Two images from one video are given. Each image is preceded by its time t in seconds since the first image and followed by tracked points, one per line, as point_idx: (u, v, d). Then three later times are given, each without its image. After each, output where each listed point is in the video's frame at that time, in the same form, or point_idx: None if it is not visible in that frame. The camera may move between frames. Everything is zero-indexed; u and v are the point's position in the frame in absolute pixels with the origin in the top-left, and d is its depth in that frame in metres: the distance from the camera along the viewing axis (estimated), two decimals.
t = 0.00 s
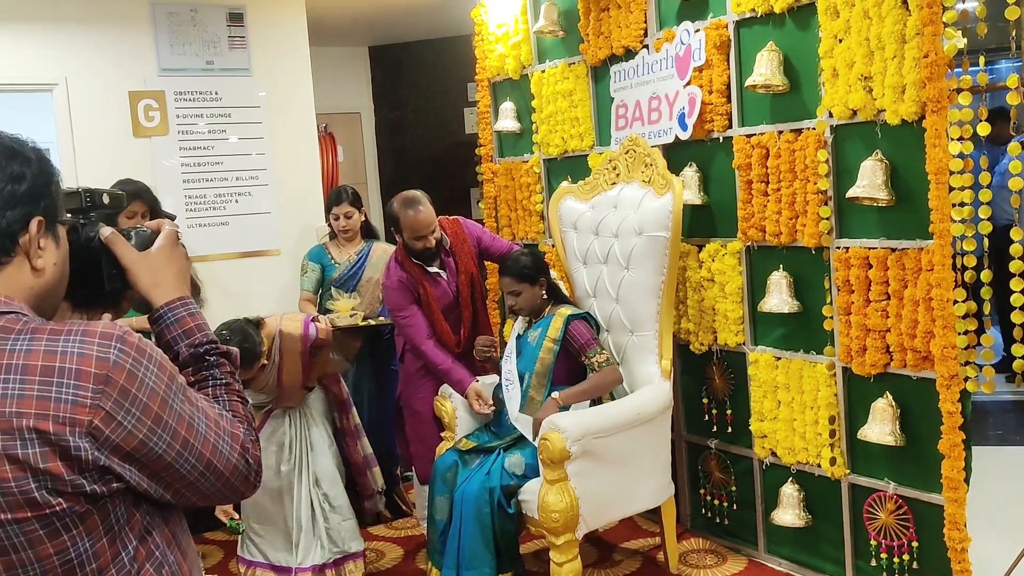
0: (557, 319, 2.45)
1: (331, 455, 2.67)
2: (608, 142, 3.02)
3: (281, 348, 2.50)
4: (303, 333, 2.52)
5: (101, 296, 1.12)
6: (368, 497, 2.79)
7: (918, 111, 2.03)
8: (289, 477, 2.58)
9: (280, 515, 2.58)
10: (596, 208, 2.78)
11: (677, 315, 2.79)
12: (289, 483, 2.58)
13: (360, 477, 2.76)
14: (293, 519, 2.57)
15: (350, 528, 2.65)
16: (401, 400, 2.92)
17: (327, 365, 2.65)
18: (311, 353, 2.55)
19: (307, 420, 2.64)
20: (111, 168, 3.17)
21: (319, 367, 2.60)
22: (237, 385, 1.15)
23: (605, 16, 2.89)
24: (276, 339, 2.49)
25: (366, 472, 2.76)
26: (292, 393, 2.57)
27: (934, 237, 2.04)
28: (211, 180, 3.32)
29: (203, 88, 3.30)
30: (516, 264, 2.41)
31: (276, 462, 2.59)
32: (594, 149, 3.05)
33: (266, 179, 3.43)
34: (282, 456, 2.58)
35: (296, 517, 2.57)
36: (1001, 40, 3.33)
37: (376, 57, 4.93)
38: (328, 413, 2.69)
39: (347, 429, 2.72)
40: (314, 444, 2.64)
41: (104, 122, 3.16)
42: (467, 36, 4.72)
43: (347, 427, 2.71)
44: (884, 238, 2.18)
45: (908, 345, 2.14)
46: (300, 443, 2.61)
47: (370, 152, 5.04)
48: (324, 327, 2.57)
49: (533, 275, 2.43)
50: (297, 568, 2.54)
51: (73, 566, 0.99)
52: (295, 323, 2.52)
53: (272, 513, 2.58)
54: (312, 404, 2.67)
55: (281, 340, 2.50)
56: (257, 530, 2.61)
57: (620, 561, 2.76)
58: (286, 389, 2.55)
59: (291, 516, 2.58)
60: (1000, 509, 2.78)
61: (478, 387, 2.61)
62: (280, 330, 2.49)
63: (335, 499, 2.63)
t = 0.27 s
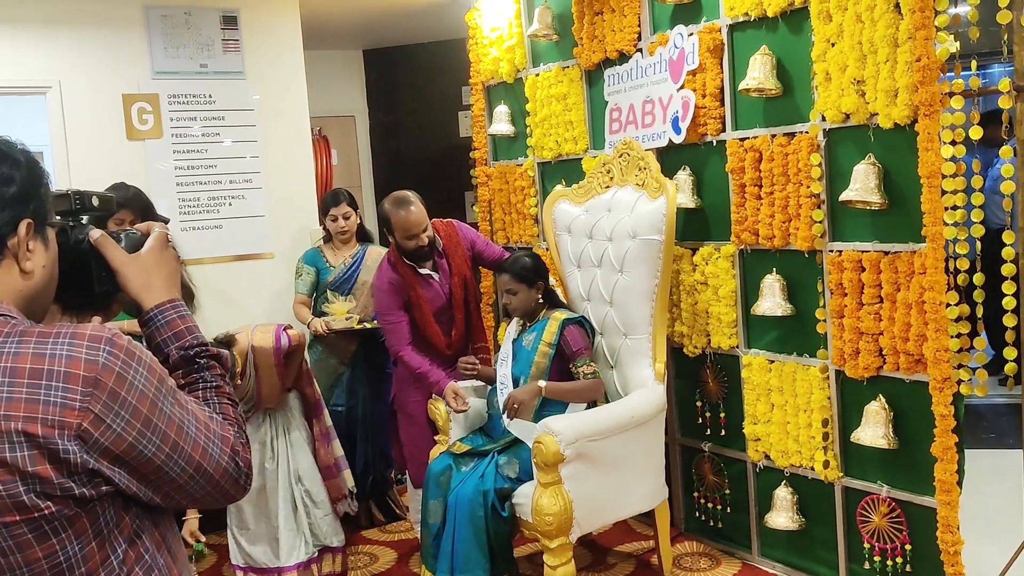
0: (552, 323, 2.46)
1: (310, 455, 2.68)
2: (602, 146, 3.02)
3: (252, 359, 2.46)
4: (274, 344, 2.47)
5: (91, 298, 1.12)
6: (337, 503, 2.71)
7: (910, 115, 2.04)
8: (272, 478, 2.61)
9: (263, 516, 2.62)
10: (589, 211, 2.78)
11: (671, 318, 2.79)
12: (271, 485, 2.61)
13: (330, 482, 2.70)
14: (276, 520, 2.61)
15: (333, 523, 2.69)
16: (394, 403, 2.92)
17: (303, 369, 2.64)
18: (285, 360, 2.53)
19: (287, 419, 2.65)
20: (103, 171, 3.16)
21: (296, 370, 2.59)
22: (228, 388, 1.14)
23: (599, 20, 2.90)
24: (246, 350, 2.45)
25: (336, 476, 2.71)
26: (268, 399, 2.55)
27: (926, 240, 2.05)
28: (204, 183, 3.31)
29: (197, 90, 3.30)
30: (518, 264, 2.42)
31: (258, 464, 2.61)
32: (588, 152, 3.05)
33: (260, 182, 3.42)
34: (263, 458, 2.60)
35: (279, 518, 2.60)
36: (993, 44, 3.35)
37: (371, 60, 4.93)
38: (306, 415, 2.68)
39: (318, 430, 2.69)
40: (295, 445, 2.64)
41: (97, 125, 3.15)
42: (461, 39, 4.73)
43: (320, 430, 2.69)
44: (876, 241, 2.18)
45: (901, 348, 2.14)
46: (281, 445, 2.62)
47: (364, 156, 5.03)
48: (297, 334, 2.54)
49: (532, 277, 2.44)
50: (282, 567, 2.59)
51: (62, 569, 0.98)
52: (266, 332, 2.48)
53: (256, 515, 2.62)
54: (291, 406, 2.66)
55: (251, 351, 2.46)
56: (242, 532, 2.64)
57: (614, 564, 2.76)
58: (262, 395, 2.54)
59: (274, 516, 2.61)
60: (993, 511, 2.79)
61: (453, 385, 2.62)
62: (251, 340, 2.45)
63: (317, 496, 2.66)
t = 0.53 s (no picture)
0: (546, 326, 2.45)
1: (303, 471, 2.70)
2: (598, 148, 3.02)
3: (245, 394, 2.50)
4: (262, 378, 2.50)
5: (88, 301, 1.11)
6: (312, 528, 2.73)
7: (906, 117, 2.04)
8: (264, 489, 2.63)
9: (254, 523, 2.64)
10: (586, 213, 2.78)
11: (667, 320, 2.79)
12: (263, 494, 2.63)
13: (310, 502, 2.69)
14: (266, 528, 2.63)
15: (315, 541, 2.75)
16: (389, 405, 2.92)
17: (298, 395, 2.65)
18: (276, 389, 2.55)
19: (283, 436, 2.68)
20: (100, 173, 3.16)
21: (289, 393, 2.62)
22: (225, 391, 1.14)
23: (596, 22, 2.90)
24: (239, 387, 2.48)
25: (315, 498, 2.69)
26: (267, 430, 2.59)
27: (922, 242, 2.05)
28: (201, 185, 3.31)
29: (193, 93, 3.29)
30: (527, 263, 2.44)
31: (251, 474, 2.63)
32: (585, 154, 3.05)
33: (256, 184, 3.42)
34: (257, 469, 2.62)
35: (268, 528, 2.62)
36: (988, 46, 3.36)
37: (367, 62, 4.93)
38: (299, 433, 2.69)
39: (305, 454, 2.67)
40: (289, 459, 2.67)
41: (94, 127, 3.14)
42: (457, 41, 4.73)
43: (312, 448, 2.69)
44: (872, 242, 2.19)
45: (897, 349, 2.14)
46: (275, 459, 2.65)
47: (360, 157, 5.03)
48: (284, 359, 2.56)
49: (534, 276, 2.45)
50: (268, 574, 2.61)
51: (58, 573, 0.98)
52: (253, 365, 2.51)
53: (247, 521, 2.63)
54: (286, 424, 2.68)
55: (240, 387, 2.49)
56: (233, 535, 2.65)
57: (610, 566, 2.76)
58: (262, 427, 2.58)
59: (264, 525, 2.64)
60: (988, 513, 2.79)
61: (429, 385, 2.69)
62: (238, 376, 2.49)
63: (305, 512, 2.70)
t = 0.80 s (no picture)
0: (548, 326, 2.46)
1: (304, 475, 2.70)
2: (597, 148, 3.02)
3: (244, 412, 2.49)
4: (252, 394, 2.49)
5: (88, 301, 1.11)
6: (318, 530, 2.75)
7: (906, 117, 2.04)
8: (266, 492, 2.62)
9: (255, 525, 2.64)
10: (585, 213, 2.78)
11: (667, 320, 2.79)
12: (264, 498, 2.62)
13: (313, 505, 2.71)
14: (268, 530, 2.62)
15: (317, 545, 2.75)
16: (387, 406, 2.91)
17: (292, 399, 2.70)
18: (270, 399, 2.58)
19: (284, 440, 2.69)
20: (99, 173, 3.16)
21: (285, 400, 2.67)
22: (225, 393, 1.14)
23: (595, 22, 2.90)
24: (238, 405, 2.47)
25: (319, 501, 2.71)
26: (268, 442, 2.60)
27: (921, 242, 2.05)
28: (200, 185, 3.31)
29: (193, 93, 3.29)
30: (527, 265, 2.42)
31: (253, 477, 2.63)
32: (584, 155, 3.05)
33: (256, 184, 3.42)
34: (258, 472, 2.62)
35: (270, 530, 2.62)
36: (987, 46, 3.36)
37: (366, 62, 4.93)
38: (300, 437, 2.70)
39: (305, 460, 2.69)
40: (291, 463, 2.67)
41: (93, 127, 3.14)
42: (457, 42, 4.73)
43: (313, 452, 2.71)
44: (872, 242, 2.19)
45: (897, 349, 2.14)
46: (277, 462, 2.65)
47: (360, 158, 5.03)
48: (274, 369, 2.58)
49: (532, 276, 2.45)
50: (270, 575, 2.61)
51: None
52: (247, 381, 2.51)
53: (249, 522, 2.62)
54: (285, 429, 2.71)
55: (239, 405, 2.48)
56: (234, 536, 2.64)
57: (610, 566, 2.76)
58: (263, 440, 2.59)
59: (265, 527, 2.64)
60: (987, 513, 2.79)
61: (421, 378, 2.71)
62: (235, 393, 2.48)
63: (306, 515, 2.71)
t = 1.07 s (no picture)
0: (554, 325, 2.45)
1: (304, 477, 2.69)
2: (598, 148, 3.02)
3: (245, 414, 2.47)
4: (249, 397, 2.48)
5: (90, 301, 1.11)
6: (318, 532, 2.73)
7: (906, 117, 2.04)
8: (266, 494, 2.62)
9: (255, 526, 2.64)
10: (586, 213, 2.78)
11: (668, 320, 2.79)
12: (264, 499, 2.62)
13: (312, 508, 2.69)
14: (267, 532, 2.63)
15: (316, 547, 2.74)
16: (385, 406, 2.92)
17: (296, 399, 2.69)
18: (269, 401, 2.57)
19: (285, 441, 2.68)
20: (100, 173, 3.16)
21: (285, 401, 2.66)
22: (227, 394, 1.14)
23: (596, 22, 2.90)
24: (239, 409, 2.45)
25: (318, 505, 2.69)
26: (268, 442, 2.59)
27: (922, 242, 2.05)
28: (201, 186, 3.31)
29: (193, 93, 3.29)
30: (516, 267, 2.41)
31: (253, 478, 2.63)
32: (585, 155, 3.05)
33: (256, 185, 3.42)
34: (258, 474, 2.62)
35: (269, 532, 2.63)
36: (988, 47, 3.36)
37: (367, 62, 4.93)
38: (300, 440, 2.69)
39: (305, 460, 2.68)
40: (291, 465, 2.66)
41: (94, 128, 3.14)
42: (457, 42, 4.73)
43: (312, 454, 2.69)
44: (872, 243, 2.19)
45: (898, 349, 2.14)
46: (277, 464, 2.64)
47: (360, 158, 5.03)
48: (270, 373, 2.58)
49: (531, 279, 2.44)
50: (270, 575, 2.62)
51: None
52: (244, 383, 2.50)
53: (249, 523, 2.63)
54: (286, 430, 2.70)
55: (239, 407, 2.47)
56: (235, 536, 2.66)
57: (611, 567, 2.76)
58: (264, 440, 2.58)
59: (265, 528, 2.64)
60: (988, 514, 2.79)
61: (422, 373, 2.70)
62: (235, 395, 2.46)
63: (305, 517, 2.70)
